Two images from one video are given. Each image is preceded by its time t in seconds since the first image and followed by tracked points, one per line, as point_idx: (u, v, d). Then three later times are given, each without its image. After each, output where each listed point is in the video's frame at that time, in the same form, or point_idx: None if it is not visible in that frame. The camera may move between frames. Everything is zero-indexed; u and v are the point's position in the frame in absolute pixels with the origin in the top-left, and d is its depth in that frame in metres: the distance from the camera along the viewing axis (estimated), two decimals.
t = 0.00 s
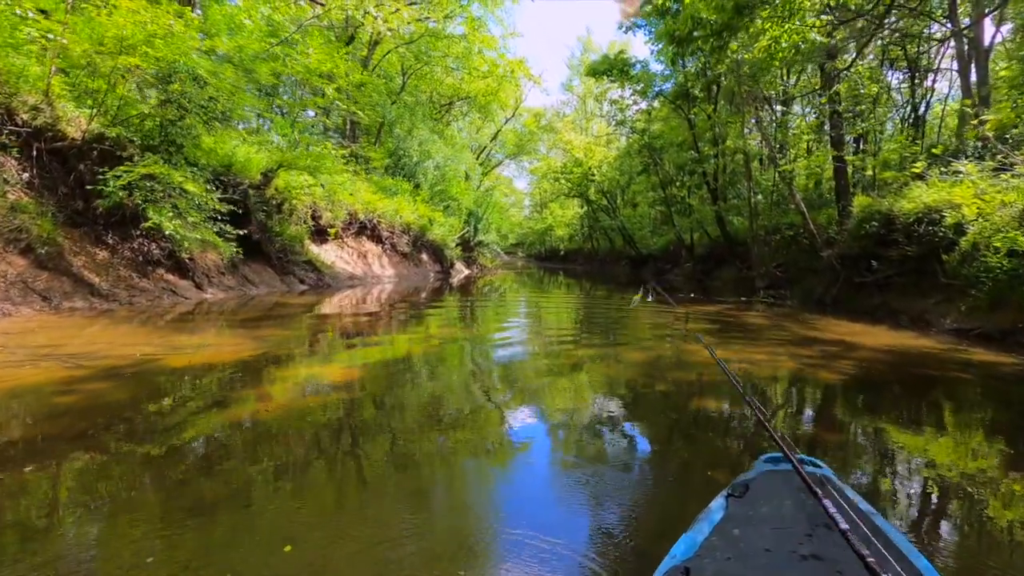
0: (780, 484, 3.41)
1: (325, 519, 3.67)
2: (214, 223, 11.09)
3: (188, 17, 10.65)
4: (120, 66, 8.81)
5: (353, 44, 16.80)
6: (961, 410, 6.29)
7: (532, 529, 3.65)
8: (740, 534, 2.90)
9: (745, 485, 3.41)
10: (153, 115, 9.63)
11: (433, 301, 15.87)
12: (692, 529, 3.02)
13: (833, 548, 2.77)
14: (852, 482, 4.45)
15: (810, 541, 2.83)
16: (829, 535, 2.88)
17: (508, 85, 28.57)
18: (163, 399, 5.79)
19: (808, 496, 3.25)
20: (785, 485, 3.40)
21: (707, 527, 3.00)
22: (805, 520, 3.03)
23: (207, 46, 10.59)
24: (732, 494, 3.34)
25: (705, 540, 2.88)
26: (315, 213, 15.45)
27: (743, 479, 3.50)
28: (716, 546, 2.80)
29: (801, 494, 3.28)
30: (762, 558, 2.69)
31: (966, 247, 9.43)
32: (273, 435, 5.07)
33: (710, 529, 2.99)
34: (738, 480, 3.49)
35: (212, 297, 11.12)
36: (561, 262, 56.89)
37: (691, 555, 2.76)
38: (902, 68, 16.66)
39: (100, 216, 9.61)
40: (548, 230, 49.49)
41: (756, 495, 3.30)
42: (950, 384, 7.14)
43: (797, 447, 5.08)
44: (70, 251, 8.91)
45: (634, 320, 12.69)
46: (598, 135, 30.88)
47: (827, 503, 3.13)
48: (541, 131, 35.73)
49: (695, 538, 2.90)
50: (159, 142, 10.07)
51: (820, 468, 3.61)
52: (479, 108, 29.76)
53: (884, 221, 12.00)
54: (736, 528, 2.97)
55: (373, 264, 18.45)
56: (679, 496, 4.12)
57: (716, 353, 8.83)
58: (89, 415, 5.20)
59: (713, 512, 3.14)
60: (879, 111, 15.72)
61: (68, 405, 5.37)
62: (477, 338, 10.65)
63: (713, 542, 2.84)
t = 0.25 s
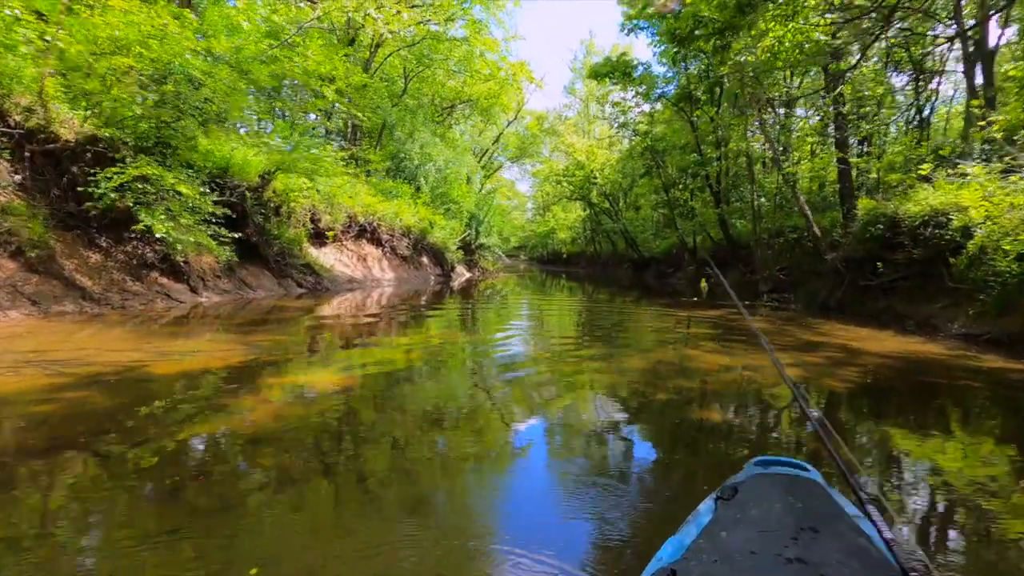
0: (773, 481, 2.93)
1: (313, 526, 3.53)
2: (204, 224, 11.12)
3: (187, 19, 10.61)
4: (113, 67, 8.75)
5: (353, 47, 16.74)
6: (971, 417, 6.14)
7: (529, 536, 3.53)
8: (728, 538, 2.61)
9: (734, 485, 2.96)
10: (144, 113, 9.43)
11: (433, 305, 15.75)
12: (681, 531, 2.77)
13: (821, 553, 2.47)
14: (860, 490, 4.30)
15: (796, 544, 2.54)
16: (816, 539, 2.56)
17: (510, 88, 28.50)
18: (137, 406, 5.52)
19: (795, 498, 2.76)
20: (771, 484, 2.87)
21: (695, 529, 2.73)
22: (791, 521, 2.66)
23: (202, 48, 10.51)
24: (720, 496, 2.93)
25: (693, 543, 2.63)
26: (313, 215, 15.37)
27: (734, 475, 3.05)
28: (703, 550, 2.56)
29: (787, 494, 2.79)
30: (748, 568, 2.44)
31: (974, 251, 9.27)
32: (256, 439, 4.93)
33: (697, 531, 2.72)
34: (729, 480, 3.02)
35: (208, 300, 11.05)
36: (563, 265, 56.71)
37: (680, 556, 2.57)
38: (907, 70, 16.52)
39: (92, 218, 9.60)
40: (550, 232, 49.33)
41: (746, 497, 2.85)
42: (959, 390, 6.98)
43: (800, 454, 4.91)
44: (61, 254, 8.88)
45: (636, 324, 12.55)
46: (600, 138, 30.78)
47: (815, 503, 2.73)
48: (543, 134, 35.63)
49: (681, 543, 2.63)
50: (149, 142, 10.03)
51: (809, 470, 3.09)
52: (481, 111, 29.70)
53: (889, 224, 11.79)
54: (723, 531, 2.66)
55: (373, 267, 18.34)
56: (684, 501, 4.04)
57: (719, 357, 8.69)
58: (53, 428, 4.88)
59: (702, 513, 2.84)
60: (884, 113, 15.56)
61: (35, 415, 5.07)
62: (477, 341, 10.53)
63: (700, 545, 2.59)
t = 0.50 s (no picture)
0: (755, 486, 3.11)
1: (310, 527, 3.50)
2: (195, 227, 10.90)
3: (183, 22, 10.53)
4: (102, 65, 8.65)
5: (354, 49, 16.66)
6: (981, 423, 5.98)
7: (533, 545, 3.37)
8: (709, 539, 2.71)
9: (718, 489, 3.13)
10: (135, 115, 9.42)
11: (433, 308, 15.61)
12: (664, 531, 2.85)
13: (798, 557, 2.57)
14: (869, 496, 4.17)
15: (775, 548, 2.63)
16: (795, 543, 2.67)
17: (512, 92, 28.40)
18: (111, 418, 5.21)
19: (778, 502, 2.96)
20: (757, 490, 3.07)
21: (678, 530, 2.82)
22: (772, 527, 2.78)
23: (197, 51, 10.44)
24: (704, 498, 3.08)
25: (675, 543, 2.71)
26: (312, 219, 15.26)
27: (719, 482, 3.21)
28: (683, 549, 2.63)
29: (770, 500, 2.98)
30: (727, 566, 2.50)
31: (982, 254, 9.10)
32: (239, 447, 4.76)
33: (680, 532, 2.81)
34: (714, 484, 3.20)
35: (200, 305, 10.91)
36: (565, 268, 56.44)
37: (659, 556, 2.60)
38: (911, 71, 16.35)
39: (83, 222, 9.50)
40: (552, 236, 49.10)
41: (729, 500, 3.02)
42: (968, 396, 6.82)
43: (803, 463, 4.71)
44: (50, 258, 8.80)
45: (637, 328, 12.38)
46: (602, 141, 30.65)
47: (796, 512, 2.89)
48: (545, 137, 35.49)
49: (663, 542, 2.72)
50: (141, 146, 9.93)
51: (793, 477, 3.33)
52: (482, 114, 29.59)
53: (895, 226, 11.60)
54: (705, 533, 2.77)
55: (372, 271, 18.21)
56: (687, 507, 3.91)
57: (721, 363, 8.53)
58: (27, 439, 4.66)
59: (684, 515, 2.96)
60: (888, 115, 15.37)
61: (8, 426, 4.86)
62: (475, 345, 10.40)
63: (682, 544, 2.68)
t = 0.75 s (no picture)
0: (756, 493, 3.04)
1: (311, 527, 3.42)
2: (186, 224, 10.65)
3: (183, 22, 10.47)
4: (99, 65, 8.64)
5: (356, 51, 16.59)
6: (996, 430, 5.80)
7: (541, 549, 3.25)
8: (711, 540, 2.58)
9: (720, 490, 3.08)
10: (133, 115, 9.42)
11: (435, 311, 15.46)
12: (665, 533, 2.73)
13: (799, 559, 2.40)
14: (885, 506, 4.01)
15: (777, 551, 2.47)
16: (797, 545, 2.52)
17: (516, 94, 28.30)
18: (95, 425, 5.05)
19: (778, 506, 2.87)
20: (758, 494, 3.02)
21: (679, 531, 2.70)
22: (772, 530, 2.64)
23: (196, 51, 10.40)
24: (706, 500, 3.00)
25: (676, 544, 2.58)
26: (313, 220, 15.14)
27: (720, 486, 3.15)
28: (685, 550, 2.50)
29: (771, 503, 2.91)
30: (729, 566, 2.36)
31: (993, 256, 8.91)
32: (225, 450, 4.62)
33: (681, 533, 2.69)
34: (715, 487, 3.16)
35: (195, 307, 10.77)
36: (569, 271, 56.17)
37: (661, 557, 2.48)
38: (919, 72, 16.15)
39: (80, 223, 9.44)
40: (556, 238, 48.88)
41: (730, 503, 2.95)
42: (981, 402, 6.64)
43: (810, 469, 4.55)
44: (44, 260, 8.74)
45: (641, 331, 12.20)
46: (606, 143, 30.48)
47: (797, 516, 2.78)
48: (549, 139, 35.35)
49: (664, 543, 2.60)
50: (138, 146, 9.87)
51: (794, 481, 3.27)
52: (486, 116, 29.50)
53: (904, 228, 11.45)
54: (707, 534, 2.64)
55: (374, 273, 18.08)
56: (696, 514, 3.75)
57: (726, 367, 8.36)
58: (16, 443, 4.57)
59: (686, 516, 2.84)
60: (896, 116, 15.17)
61: None
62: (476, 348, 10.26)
63: (683, 545, 2.56)
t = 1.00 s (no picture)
0: (757, 492, 2.81)
1: (307, 531, 3.29)
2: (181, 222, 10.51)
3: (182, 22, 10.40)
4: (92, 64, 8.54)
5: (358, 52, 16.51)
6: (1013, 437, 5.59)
7: (547, 553, 3.11)
8: (709, 541, 2.40)
9: (720, 490, 2.83)
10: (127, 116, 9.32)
11: (436, 313, 15.31)
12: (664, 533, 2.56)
13: (798, 563, 2.23)
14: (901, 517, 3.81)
15: (775, 553, 2.30)
16: (795, 548, 2.34)
17: (519, 96, 28.19)
18: (79, 430, 4.91)
19: (777, 507, 2.66)
20: (759, 496, 2.78)
21: (677, 532, 2.53)
22: (771, 532, 2.46)
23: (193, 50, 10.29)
24: (704, 500, 2.78)
25: (675, 545, 2.41)
26: (314, 221, 15.02)
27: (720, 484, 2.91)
28: (682, 550, 2.34)
29: (771, 505, 2.68)
30: (727, 569, 2.19)
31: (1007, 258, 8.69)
32: (211, 455, 4.49)
33: (680, 534, 2.51)
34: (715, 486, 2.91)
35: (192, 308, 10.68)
36: (573, 273, 55.94)
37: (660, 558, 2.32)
38: (927, 72, 15.93)
39: (74, 224, 9.40)
40: (560, 240, 48.68)
41: (730, 503, 2.72)
42: (996, 408, 6.43)
43: (819, 477, 4.37)
44: (37, 261, 8.69)
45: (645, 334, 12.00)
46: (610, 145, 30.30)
47: (797, 519, 2.58)
48: (553, 141, 35.20)
49: (662, 543, 2.42)
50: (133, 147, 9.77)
51: (795, 483, 3.01)
52: (489, 118, 29.38)
53: (914, 230, 11.24)
54: (705, 535, 2.46)
55: (375, 275, 17.95)
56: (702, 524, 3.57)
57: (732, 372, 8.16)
58: None
59: (685, 516, 2.65)
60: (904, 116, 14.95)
61: None
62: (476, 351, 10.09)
63: (681, 545, 2.39)
